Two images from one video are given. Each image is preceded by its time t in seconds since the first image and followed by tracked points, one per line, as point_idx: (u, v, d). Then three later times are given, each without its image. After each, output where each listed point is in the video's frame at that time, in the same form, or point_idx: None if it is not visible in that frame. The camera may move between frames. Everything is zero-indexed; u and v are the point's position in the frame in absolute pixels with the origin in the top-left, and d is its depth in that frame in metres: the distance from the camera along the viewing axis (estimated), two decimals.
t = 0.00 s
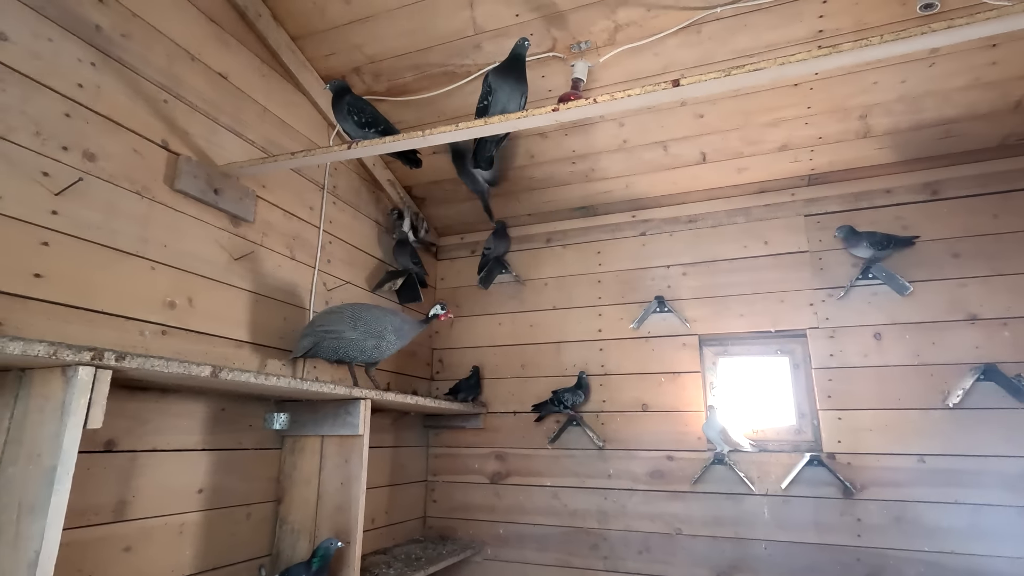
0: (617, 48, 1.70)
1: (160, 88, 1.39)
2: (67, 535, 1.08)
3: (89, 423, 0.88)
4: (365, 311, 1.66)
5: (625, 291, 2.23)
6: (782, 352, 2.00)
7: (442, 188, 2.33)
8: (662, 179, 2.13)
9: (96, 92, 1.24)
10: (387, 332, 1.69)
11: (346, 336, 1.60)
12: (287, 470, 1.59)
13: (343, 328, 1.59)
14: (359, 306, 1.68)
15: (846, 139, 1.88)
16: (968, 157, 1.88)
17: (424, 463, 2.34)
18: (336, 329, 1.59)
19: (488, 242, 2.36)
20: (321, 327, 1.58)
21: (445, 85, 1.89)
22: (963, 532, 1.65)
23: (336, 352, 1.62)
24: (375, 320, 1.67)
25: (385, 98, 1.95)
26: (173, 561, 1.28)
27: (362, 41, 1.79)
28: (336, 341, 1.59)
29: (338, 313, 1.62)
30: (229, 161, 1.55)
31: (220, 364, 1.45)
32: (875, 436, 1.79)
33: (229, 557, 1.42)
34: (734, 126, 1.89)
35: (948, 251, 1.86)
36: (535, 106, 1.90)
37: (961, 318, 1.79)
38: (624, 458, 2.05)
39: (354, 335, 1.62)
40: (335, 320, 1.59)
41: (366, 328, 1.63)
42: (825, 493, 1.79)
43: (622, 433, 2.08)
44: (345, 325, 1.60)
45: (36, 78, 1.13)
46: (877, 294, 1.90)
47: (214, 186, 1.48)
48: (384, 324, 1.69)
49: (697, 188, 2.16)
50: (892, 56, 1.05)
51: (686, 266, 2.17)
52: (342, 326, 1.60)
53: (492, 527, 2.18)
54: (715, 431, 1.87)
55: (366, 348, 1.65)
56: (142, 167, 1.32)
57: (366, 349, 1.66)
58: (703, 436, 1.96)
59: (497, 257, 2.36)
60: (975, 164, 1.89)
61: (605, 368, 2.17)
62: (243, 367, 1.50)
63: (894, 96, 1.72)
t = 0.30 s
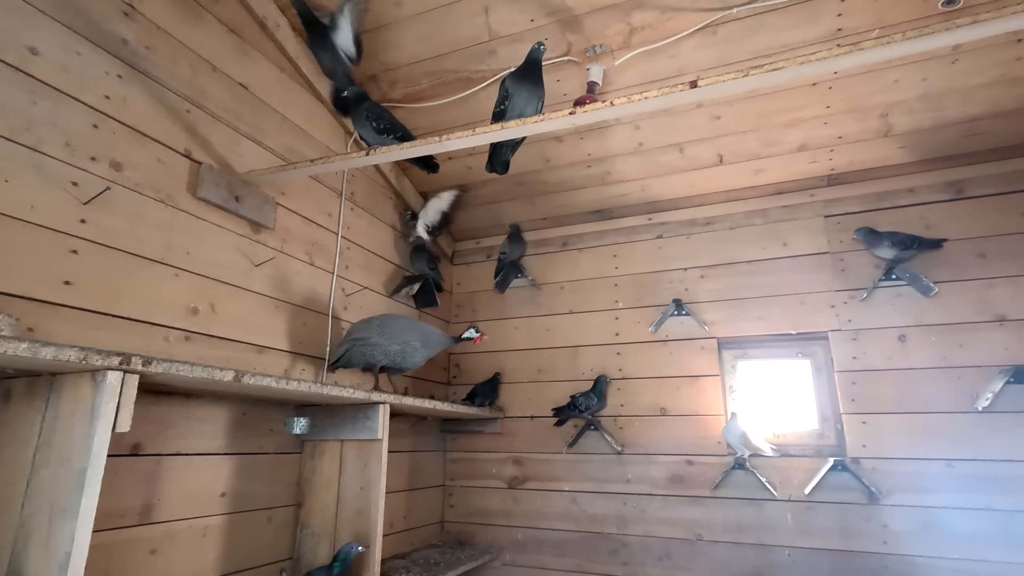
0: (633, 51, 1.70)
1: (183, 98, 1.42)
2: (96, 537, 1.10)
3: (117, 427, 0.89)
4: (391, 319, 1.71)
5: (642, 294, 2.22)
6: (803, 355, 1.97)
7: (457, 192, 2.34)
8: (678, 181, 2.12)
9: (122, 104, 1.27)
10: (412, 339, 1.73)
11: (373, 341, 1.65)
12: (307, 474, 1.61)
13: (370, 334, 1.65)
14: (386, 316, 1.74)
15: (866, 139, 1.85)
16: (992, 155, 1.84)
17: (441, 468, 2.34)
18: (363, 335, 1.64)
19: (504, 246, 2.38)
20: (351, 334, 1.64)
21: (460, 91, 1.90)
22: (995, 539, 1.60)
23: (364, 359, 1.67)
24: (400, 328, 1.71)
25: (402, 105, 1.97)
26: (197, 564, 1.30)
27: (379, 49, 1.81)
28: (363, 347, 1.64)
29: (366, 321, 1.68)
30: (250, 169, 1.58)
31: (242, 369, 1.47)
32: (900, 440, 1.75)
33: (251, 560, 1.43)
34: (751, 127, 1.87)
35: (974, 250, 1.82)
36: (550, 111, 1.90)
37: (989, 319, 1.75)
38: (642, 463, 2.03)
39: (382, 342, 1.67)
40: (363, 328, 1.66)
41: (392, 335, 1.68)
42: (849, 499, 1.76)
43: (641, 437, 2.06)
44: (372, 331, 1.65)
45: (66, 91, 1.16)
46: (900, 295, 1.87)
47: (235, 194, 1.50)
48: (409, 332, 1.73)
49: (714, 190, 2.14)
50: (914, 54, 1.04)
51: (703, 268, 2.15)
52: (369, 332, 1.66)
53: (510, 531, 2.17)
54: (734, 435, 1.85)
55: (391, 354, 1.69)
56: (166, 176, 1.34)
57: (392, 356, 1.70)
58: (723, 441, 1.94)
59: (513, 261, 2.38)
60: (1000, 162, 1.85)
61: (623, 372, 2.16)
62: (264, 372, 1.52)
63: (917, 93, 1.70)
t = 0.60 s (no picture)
0: (642, 54, 1.70)
1: (198, 106, 1.43)
2: (112, 540, 1.11)
3: (134, 430, 0.90)
4: (404, 326, 1.71)
5: (653, 297, 2.21)
6: (817, 358, 1.95)
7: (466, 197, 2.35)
8: (689, 184, 2.12)
9: (138, 111, 1.28)
10: (426, 347, 1.73)
11: (387, 350, 1.65)
12: (319, 478, 1.61)
13: (385, 343, 1.65)
14: (400, 323, 1.75)
15: (880, 139, 1.83)
16: (1009, 154, 1.82)
17: (452, 472, 2.34)
18: (378, 344, 1.65)
19: (514, 250, 2.37)
20: (365, 343, 1.65)
21: (470, 95, 1.91)
22: (1016, 546, 1.57)
23: (379, 366, 1.67)
24: (414, 335, 1.71)
25: (412, 110, 1.98)
26: (212, 567, 1.30)
27: (389, 55, 1.82)
28: (378, 354, 1.65)
29: (380, 329, 1.69)
30: (263, 175, 1.59)
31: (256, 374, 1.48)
32: (917, 444, 1.73)
33: (265, 564, 1.44)
34: (762, 129, 1.86)
35: (990, 251, 1.80)
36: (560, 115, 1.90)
37: (1007, 321, 1.73)
38: (655, 467, 2.02)
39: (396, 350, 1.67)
40: (378, 337, 1.66)
41: (406, 342, 1.69)
42: (866, 504, 1.74)
43: (653, 441, 2.05)
44: (387, 338, 1.66)
45: (84, 99, 1.18)
46: (915, 297, 1.85)
47: (249, 200, 1.51)
48: (422, 339, 1.73)
49: (725, 192, 2.13)
50: (929, 53, 1.03)
51: (715, 271, 2.14)
52: (383, 341, 1.66)
53: (521, 536, 2.16)
54: (748, 440, 1.85)
55: (406, 361, 1.70)
56: (181, 182, 1.36)
57: (406, 364, 1.71)
58: (737, 445, 1.92)
59: (522, 265, 2.37)
60: (1016, 162, 1.83)
61: (634, 376, 2.15)
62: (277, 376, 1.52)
63: (930, 93, 1.68)
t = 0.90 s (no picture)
0: (656, 55, 1.69)
1: (216, 112, 1.45)
2: (136, 541, 1.13)
3: (157, 433, 0.91)
4: (418, 333, 1.71)
5: (668, 299, 2.19)
6: (837, 360, 1.92)
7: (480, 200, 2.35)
8: (703, 185, 2.10)
9: (159, 119, 1.31)
10: (439, 353, 1.72)
11: (399, 357, 1.67)
12: (336, 480, 1.62)
13: (397, 350, 1.67)
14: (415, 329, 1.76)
15: (899, 138, 1.81)
16: None
17: (467, 475, 2.34)
18: (391, 352, 1.67)
19: (528, 252, 2.36)
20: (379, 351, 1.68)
21: (483, 99, 1.91)
22: None
23: (393, 372, 1.69)
24: (427, 341, 1.71)
25: (426, 114, 1.99)
26: (231, 569, 1.32)
27: (403, 60, 1.83)
28: (392, 361, 1.67)
29: (394, 337, 1.70)
30: (279, 180, 1.61)
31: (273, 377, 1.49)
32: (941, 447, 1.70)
33: (283, 566, 1.45)
34: (778, 129, 1.85)
35: (1015, 250, 1.76)
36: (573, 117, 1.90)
37: None
38: (671, 471, 2.00)
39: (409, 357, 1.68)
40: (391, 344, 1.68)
41: (418, 349, 1.69)
42: (888, 509, 1.71)
43: (669, 444, 2.03)
44: (400, 346, 1.67)
45: (106, 108, 1.20)
46: (938, 298, 1.81)
47: (266, 205, 1.53)
48: (435, 345, 1.72)
49: (741, 193, 2.11)
50: (951, 50, 1.02)
51: (730, 272, 2.12)
52: (396, 348, 1.67)
53: (537, 540, 2.15)
54: (766, 443, 1.84)
55: (419, 367, 1.70)
56: (200, 188, 1.38)
57: (420, 370, 1.70)
58: (755, 448, 1.90)
59: (536, 268, 2.35)
60: None
61: (650, 378, 2.13)
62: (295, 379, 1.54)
63: (951, 90, 1.65)
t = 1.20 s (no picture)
0: (671, 50, 1.67)
1: (232, 114, 1.46)
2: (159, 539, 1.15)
3: (179, 434, 0.92)
4: (435, 335, 1.71)
5: (684, 296, 2.18)
6: (856, 358, 1.89)
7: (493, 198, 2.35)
8: (719, 180, 2.08)
9: (176, 121, 1.32)
10: (453, 357, 1.72)
11: (414, 357, 1.67)
12: (353, 479, 1.63)
13: (413, 350, 1.67)
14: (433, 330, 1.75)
15: (920, 131, 1.77)
16: None
17: (482, 472, 2.35)
18: (407, 351, 1.68)
19: (541, 249, 2.36)
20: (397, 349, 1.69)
21: (496, 96, 1.90)
22: None
23: (408, 371, 1.70)
24: (443, 344, 1.71)
25: (439, 112, 1.99)
26: (252, 567, 1.33)
27: (416, 58, 1.83)
28: (407, 361, 1.68)
29: (412, 336, 1.71)
30: (295, 181, 1.62)
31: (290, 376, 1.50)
32: (964, 446, 1.67)
33: (302, 564, 1.46)
34: (796, 122, 1.82)
35: None
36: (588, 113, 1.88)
37: None
38: (687, 469, 1.99)
39: (425, 358, 1.68)
40: (408, 343, 1.69)
41: (433, 351, 1.69)
42: (910, 508, 1.69)
43: (685, 443, 2.02)
44: (417, 347, 1.68)
45: (125, 112, 1.21)
46: (960, 294, 1.78)
47: (282, 205, 1.54)
48: (451, 349, 1.72)
49: (757, 188, 2.08)
50: (979, 41, 0.99)
51: (747, 268, 2.10)
52: (412, 348, 1.68)
53: (552, 537, 2.15)
54: (784, 441, 1.80)
55: (433, 369, 1.70)
56: (217, 190, 1.39)
57: (434, 371, 1.71)
58: (773, 446, 1.88)
59: (550, 265, 2.35)
60: None
61: (665, 376, 2.12)
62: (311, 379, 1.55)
63: (975, 81, 1.62)
